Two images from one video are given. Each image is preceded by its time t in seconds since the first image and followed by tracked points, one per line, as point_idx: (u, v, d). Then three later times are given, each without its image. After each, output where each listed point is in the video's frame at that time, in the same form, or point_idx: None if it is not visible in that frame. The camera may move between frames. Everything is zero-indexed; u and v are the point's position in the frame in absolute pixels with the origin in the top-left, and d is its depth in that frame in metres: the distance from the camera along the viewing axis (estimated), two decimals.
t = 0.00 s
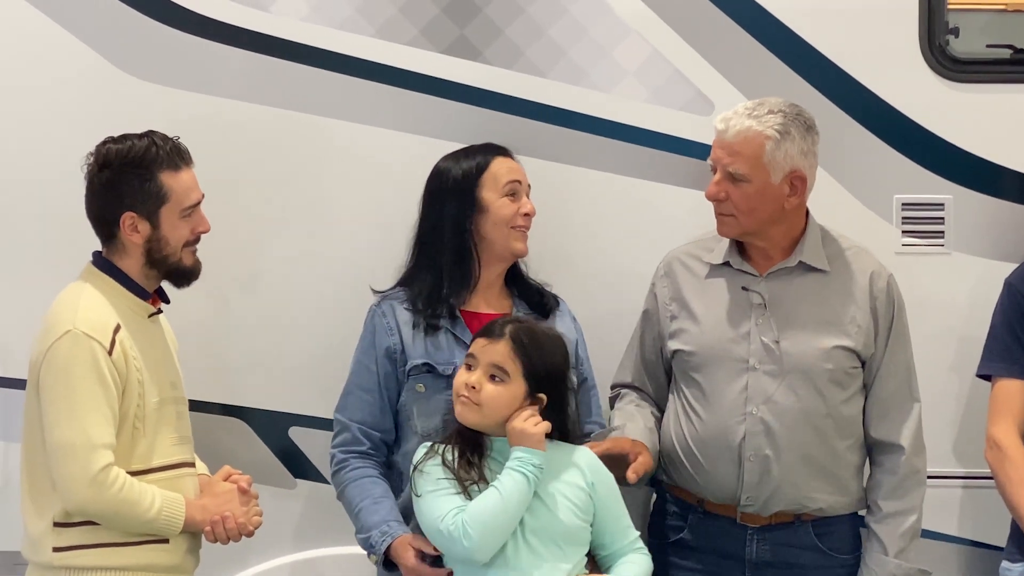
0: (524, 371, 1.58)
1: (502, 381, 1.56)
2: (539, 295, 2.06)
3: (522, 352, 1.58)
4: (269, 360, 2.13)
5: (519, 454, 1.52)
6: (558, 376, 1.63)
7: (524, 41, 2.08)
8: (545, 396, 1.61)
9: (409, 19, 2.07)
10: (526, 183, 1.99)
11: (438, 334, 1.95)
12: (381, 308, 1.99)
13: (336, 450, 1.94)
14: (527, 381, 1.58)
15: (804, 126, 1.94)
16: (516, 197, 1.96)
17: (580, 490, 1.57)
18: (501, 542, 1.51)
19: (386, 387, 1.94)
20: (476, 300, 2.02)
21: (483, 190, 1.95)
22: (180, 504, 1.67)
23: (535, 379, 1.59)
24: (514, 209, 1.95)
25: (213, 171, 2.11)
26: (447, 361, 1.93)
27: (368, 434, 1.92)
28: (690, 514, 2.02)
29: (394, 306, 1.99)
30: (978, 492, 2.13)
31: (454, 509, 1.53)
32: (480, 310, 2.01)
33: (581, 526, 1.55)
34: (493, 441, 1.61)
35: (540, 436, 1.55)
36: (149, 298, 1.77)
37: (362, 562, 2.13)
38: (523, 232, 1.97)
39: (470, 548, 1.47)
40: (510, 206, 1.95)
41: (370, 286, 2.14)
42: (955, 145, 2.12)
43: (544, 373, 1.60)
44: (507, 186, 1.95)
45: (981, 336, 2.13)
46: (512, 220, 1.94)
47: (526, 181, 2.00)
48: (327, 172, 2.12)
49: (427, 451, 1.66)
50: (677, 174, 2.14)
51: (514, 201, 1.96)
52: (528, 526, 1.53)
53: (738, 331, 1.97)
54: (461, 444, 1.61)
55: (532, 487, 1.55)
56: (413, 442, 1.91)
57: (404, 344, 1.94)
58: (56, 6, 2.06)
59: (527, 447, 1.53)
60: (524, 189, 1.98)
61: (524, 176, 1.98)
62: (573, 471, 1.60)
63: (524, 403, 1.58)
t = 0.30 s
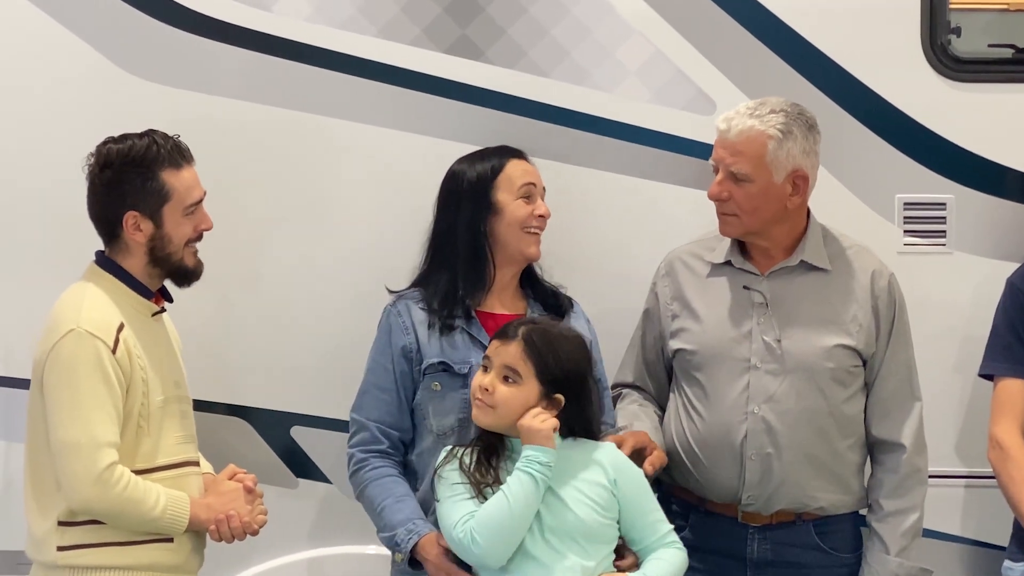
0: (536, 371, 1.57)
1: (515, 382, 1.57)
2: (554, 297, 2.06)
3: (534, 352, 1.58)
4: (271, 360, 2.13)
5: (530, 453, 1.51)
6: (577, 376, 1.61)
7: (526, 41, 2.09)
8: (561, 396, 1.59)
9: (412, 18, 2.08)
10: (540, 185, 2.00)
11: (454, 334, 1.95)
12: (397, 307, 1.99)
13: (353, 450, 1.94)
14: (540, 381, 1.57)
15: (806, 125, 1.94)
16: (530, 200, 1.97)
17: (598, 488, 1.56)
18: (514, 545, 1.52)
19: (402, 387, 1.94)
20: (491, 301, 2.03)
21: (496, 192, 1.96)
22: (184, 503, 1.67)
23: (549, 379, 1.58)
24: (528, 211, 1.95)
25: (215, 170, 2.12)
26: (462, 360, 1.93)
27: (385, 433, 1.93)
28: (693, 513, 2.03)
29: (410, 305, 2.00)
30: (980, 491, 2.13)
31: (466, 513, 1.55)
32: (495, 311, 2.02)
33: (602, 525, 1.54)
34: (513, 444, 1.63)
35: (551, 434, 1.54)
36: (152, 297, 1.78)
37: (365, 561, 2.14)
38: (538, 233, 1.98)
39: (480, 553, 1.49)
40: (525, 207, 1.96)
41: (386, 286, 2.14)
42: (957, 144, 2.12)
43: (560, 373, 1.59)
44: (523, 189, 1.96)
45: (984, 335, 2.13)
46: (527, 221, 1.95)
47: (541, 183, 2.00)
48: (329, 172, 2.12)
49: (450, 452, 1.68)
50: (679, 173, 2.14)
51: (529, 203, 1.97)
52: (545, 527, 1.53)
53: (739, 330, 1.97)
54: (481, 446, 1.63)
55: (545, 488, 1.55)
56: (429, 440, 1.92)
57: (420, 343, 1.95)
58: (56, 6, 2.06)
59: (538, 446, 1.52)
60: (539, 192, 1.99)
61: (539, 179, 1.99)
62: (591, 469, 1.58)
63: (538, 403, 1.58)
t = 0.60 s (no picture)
0: (545, 356, 1.59)
1: (524, 363, 1.60)
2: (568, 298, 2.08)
3: (547, 339, 1.60)
4: (274, 358, 2.13)
5: (521, 436, 1.53)
6: (598, 375, 1.61)
7: (528, 39, 2.09)
8: (569, 381, 1.59)
9: (413, 16, 2.08)
10: (558, 185, 1.99)
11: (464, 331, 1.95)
12: (409, 304, 2.00)
13: (364, 445, 1.95)
14: (547, 365, 1.59)
15: (810, 122, 1.95)
16: (545, 199, 1.96)
17: (603, 485, 1.55)
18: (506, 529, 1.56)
19: (412, 384, 1.95)
20: (503, 301, 2.03)
21: (512, 191, 1.96)
22: (188, 500, 1.67)
23: (561, 367, 1.59)
24: (543, 211, 1.94)
25: (217, 169, 2.12)
26: (470, 359, 1.93)
27: (396, 429, 1.94)
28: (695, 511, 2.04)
29: (423, 302, 2.01)
30: (981, 490, 2.14)
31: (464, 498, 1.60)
32: (509, 311, 2.02)
33: (604, 522, 1.53)
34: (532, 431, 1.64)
35: (540, 419, 1.54)
36: (155, 295, 1.78)
37: (369, 559, 2.14)
38: (554, 233, 1.96)
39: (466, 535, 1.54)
40: (540, 207, 1.95)
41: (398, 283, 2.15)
42: (958, 143, 2.13)
43: (575, 367, 1.59)
44: (539, 189, 1.95)
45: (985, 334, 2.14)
46: (542, 220, 1.94)
47: (558, 183, 2.00)
48: (331, 170, 2.12)
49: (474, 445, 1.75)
50: (681, 171, 2.14)
51: (545, 203, 1.96)
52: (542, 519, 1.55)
53: (744, 328, 1.97)
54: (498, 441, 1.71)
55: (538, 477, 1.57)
56: (435, 437, 1.93)
57: (430, 341, 1.95)
58: (57, 4, 2.06)
59: (527, 429, 1.53)
60: (556, 193, 1.99)
61: (555, 179, 1.98)
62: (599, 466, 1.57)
63: (544, 387, 1.59)
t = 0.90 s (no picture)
0: (586, 339, 1.62)
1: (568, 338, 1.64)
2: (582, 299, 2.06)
3: (594, 326, 1.64)
4: (274, 356, 2.13)
5: (520, 395, 1.59)
6: (625, 379, 1.59)
7: (528, 36, 2.09)
8: (595, 366, 1.58)
9: (414, 13, 2.07)
10: (571, 183, 1.97)
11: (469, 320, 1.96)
12: (415, 301, 2.03)
13: (366, 440, 1.97)
14: (585, 348, 1.60)
15: (813, 118, 1.96)
16: (553, 195, 1.95)
17: (588, 472, 1.54)
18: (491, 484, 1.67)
19: (415, 379, 1.97)
20: (511, 301, 2.02)
21: (519, 188, 1.96)
22: (189, 497, 1.67)
23: (596, 352, 1.60)
24: (547, 207, 1.93)
25: (217, 166, 2.11)
26: (467, 359, 1.93)
27: (399, 424, 1.96)
28: (698, 508, 2.04)
29: (429, 299, 2.02)
30: (982, 486, 2.14)
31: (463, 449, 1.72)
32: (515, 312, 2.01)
33: (582, 508, 1.52)
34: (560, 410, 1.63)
35: (540, 381, 1.56)
36: (156, 291, 1.78)
37: (370, 556, 2.14)
38: (559, 230, 1.94)
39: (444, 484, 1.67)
40: (547, 203, 1.94)
41: (409, 279, 2.14)
42: (959, 139, 2.13)
43: (606, 364, 1.59)
44: (546, 185, 1.94)
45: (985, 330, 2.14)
46: (546, 216, 1.93)
47: (572, 180, 1.98)
48: (331, 167, 2.12)
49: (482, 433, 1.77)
50: (682, 168, 2.14)
51: (551, 200, 1.94)
52: (525, 489, 1.60)
53: (750, 326, 1.97)
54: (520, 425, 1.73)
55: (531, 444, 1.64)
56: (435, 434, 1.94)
57: (432, 337, 1.97)
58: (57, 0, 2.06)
59: (529, 389, 1.58)
60: (566, 190, 1.96)
61: (566, 177, 1.96)
62: (592, 453, 1.56)
63: (573, 365, 1.59)
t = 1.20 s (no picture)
0: (607, 339, 1.61)
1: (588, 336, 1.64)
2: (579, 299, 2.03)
3: (619, 328, 1.63)
4: (274, 352, 2.13)
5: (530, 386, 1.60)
6: (640, 385, 1.57)
7: (529, 31, 2.08)
8: (609, 369, 1.57)
9: (414, 8, 2.07)
10: (511, 177, 1.95)
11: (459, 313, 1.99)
12: (419, 297, 2.06)
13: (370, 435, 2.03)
14: (604, 348, 1.60)
15: (813, 109, 1.96)
16: (497, 192, 1.97)
17: (583, 467, 1.54)
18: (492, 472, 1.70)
19: (409, 373, 2.00)
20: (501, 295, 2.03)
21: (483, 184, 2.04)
22: (188, 493, 1.67)
23: (614, 354, 1.59)
24: (489, 205, 1.96)
25: (216, 162, 2.11)
26: (451, 351, 1.94)
27: (397, 420, 2.01)
28: (699, 504, 2.04)
29: (427, 294, 2.06)
30: (981, 482, 2.14)
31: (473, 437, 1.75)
32: (507, 306, 2.00)
33: (575, 502, 1.53)
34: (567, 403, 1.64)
35: (551, 378, 1.57)
36: (155, 287, 1.78)
37: (370, 553, 2.14)
38: (505, 228, 1.95)
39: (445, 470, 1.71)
40: (488, 200, 1.97)
41: (415, 277, 2.14)
42: (959, 135, 2.12)
43: (623, 368, 1.57)
44: (487, 183, 1.98)
45: (985, 326, 2.14)
46: (486, 215, 1.96)
47: (519, 173, 1.95)
48: (331, 162, 2.11)
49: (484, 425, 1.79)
50: (682, 163, 2.14)
51: (494, 195, 1.97)
52: (523, 479, 1.62)
53: (755, 322, 1.96)
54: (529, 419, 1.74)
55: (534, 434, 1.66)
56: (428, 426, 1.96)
57: (423, 331, 1.99)
58: None
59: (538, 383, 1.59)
60: (507, 185, 1.95)
61: (505, 171, 1.95)
62: (591, 448, 1.56)
63: (588, 363, 1.59)
